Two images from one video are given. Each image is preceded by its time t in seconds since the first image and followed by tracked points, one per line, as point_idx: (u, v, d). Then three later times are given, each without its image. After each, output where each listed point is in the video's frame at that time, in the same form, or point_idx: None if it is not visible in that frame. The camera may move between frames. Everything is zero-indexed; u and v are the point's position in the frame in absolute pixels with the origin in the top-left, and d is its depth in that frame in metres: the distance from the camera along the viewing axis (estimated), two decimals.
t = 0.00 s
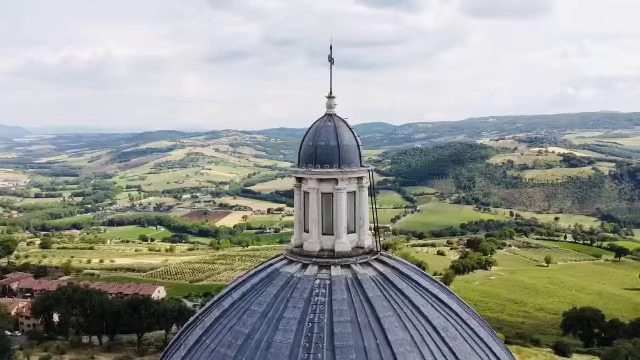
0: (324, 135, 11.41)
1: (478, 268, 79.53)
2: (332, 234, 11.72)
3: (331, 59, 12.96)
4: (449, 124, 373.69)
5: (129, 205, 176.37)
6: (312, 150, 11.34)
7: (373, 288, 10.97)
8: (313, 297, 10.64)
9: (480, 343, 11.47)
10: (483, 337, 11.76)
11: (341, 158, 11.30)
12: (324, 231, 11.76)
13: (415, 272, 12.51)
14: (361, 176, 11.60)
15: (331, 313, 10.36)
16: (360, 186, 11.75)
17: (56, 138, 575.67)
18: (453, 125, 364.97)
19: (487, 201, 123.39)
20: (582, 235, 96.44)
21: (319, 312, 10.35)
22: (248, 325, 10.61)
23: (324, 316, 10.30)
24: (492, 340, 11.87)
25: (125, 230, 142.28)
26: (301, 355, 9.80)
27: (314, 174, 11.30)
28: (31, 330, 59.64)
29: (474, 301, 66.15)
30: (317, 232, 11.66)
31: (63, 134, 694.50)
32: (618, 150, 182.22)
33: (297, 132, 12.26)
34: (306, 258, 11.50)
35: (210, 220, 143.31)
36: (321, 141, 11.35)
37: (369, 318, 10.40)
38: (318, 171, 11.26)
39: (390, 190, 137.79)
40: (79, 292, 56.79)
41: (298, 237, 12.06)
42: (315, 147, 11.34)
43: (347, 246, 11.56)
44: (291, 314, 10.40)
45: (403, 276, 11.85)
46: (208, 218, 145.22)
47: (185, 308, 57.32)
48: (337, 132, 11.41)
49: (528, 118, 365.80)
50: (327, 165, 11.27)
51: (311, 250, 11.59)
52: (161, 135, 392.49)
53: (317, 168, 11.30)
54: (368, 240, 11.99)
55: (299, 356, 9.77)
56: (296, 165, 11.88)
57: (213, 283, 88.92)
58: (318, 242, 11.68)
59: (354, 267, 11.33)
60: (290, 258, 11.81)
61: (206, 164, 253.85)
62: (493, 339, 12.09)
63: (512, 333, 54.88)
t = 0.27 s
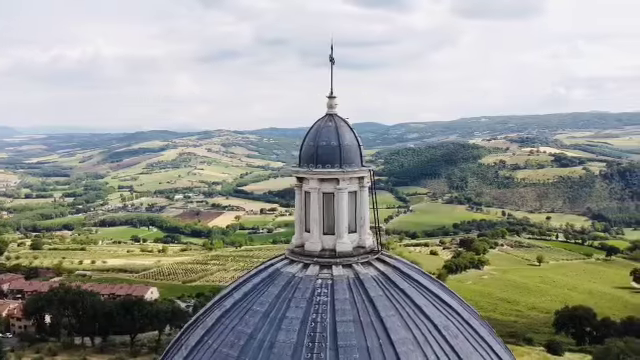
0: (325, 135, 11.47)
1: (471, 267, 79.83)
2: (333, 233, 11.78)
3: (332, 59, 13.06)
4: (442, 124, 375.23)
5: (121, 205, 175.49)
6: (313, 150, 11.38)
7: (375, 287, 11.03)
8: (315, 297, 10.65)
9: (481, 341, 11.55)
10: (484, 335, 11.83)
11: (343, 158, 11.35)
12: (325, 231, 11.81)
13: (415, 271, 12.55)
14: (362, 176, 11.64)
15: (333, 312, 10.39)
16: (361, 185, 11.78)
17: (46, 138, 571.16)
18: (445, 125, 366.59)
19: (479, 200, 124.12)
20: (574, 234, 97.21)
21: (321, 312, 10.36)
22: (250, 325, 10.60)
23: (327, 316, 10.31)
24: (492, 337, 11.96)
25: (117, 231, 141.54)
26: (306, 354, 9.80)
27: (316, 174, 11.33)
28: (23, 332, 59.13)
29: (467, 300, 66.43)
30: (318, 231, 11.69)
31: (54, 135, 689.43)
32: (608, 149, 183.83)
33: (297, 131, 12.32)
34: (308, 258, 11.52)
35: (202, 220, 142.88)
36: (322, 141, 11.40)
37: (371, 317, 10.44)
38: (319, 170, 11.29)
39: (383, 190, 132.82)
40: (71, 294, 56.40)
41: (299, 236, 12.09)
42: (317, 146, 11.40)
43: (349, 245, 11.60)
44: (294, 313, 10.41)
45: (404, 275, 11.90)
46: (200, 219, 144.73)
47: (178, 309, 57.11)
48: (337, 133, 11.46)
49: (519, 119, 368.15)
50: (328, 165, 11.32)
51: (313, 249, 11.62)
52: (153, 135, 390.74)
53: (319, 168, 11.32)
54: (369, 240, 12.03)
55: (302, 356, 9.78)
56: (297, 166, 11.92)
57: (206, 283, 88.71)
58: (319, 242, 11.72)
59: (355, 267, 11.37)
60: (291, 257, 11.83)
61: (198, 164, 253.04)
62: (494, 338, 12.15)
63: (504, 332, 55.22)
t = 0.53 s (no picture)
0: (326, 135, 11.48)
1: (464, 267, 80.12)
2: (335, 233, 11.79)
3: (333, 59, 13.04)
4: (434, 124, 376.58)
5: (112, 206, 174.54)
6: (314, 150, 11.40)
7: (377, 287, 11.06)
8: (318, 296, 10.67)
9: (482, 341, 11.62)
10: (484, 334, 11.91)
11: (344, 158, 11.35)
12: (326, 231, 11.82)
13: (416, 270, 12.58)
14: (364, 176, 11.65)
15: (336, 312, 10.41)
16: (362, 186, 11.78)
17: (36, 139, 566.69)
18: (438, 126, 367.99)
19: (471, 200, 124.73)
20: (565, 233, 97.93)
21: (324, 312, 10.37)
22: (252, 325, 10.59)
23: (329, 315, 10.34)
24: (492, 336, 12.04)
25: (109, 232, 140.72)
26: (308, 354, 9.83)
27: (317, 174, 11.37)
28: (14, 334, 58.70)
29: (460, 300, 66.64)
30: (319, 231, 11.71)
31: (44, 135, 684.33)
32: (599, 149, 185.35)
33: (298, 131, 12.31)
34: (309, 258, 11.52)
35: (195, 220, 142.37)
36: (324, 141, 11.41)
37: (374, 317, 10.46)
38: (321, 171, 11.31)
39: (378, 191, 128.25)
40: (64, 295, 55.98)
41: (300, 236, 12.07)
42: (318, 147, 11.40)
43: (350, 245, 11.61)
44: (296, 313, 10.41)
45: (405, 275, 11.94)
46: (193, 219, 144.18)
47: (171, 310, 56.80)
48: (339, 132, 11.48)
49: (511, 119, 370.31)
50: (329, 165, 11.34)
51: (314, 249, 11.62)
52: (145, 135, 389.13)
53: (320, 168, 11.35)
54: (370, 239, 12.05)
55: (305, 356, 9.79)
56: (298, 166, 11.91)
57: (199, 284, 88.40)
58: (321, 241, 11.71)
59: (357, 267, 11.39)
60: (292, 257, 11.83)
61: (191, 164, 252.14)
62: (494, 336, 12.23)
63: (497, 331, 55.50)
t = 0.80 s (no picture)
0: (328, 135, 11.49)
1: (456, 266, 80.22)
2: (335, 233, 11.80)
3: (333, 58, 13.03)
4: (427, 124, 377.81)
5: (104, 206, 173.52)
6: (316, 150, 11.41)
7: (378, 286, 11.09)
8: (319, 296, 10.68)
9: (483, 339, 11.68)
10: (485, 333, 11.99)
11: (345, 158, 11.37)
12: (327, 231, 11.83)
13: (416, 269, 12.61)
14: (364, 175, 11.67)
15: (339, 311, 10.43)
16: (362, 185, 11.80)
17: (27, 139, 561.87)
18: (430, 126, 369.30)
19: (464, 200, 125.33)
20: (557, 233, 98.61)
21: (326, 312, 10.39)
22: (254, 325, 10.57)
23: (331, 315, 10.36)
24: (493, 336, 12.11)
25: (100, 232, 139.85)
26: (311, 353, 9.84)
27: (318, 175, 11.36)
28: (6, 335, 58.15)
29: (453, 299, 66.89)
30: (320, 231, 11.72)
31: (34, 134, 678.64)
32: (590, 149, 186.83)
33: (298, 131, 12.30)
34: (311, 257, 11.50)
35: (187, 221, 141.86)
36: (325, 141, 11.43)
37: (376, 316, 10.49)
38: (322, 171, 11.31)
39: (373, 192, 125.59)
40: (56, 296, 55.63)
41: (300, 236, 12.08)
42: (320, 147, 11.41)
43: (351, 245, 11.63)
44: (299, 313, 10.42)
45: (405, 274, 11.96)
46: (185, 219, 143.68)
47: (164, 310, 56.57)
48: (340, 133, 11.50)
49: (503, 119, 372.30)
50: (331, 165, 11.35)
51: (315, 249, 11.63)
52: (137, 135, 387.35)
53: (322, 168, 11.35)
54: (370, 239, 12.08)
55: (308, 356, 9.80)
56: (299, 166, 11.93)
57: (191, 285, 88.11)
58: (322, 241, 11.73)
59: (358, 266, 11.42)
60: (293, 257, 11.83)
61: (183, 164, 251.19)
62: (493, 334, 12.32)
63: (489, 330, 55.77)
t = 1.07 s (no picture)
0: (329, 134, 11.52)
1: (449, 266, 80.41)
2: (337, 232, 11.84)
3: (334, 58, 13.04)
4: (419, 124, 379.05)
5: (95, 207, 172.51)
6: (317, 149, 11.43)
7: (380, 285, 11.11)
8: (322, 295, 10.67)
9: (484, 337, 11.76)
10: (486, 331, 12.06)
11: (346, 157, 11.41)
12: (328, 230, 11.85)
13: (416, 269, 12.65)
14: (365, 175, 11.69)
15: (341, 311, 10.45)
16: (363, 185, 11.83)
17: (17, 139, 557.59)
18: (423, 126, 370.55)
19: (456, 200, 125.81)
20: (548, 232, 99.24)
21: (329, 311, 10.41)
22: (257, 324, 10.56)
23: (334, 314, 10.38)
24: (493, 334, 12.19)
25: (92, 233, 138.98)
26: (315, 353, 9.83)
27: (320, 174, 11.39)
28: None
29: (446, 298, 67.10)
30: (322, 230, 11.73)
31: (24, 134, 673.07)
32: (581, 149, 188.17)
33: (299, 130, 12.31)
34: (312, 257, 11.52)
35: (180, 221, 141.36)
36: (326, 140, 11.45)
37: (378, 315, 10.53)
38: (324, 170, 11.33)
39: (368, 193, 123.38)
40: (48, 297, 55.23)
41: (301, 235, 12.10)
42: (321, 146, 11.44)
43: (352, 244, 11.68)
44: (301, 313, 10.42)
45: (406, 272, 12.01)
46: (178, 220, 143.18)
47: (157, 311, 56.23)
48: (341, 132, 11.53)
49: (495, 119, 374.15)
50: (333, 165, 11.38)
51: (316, 249, 11.65)
52: (129, 135, 385.52)
53: (323, 167, 11.37)
54: (371, 239, 12.13)
55: (312, 355, 9.81)
56: (299, 165, 11.97)
57: (184, 285, 87.80)
58: (323, 240, 11.75)
59: (359, 265, 11.45)
60: (294, 257, 11.84)
61: (175, 165, 250.21)
62: (494, 333, 12.39)
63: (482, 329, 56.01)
